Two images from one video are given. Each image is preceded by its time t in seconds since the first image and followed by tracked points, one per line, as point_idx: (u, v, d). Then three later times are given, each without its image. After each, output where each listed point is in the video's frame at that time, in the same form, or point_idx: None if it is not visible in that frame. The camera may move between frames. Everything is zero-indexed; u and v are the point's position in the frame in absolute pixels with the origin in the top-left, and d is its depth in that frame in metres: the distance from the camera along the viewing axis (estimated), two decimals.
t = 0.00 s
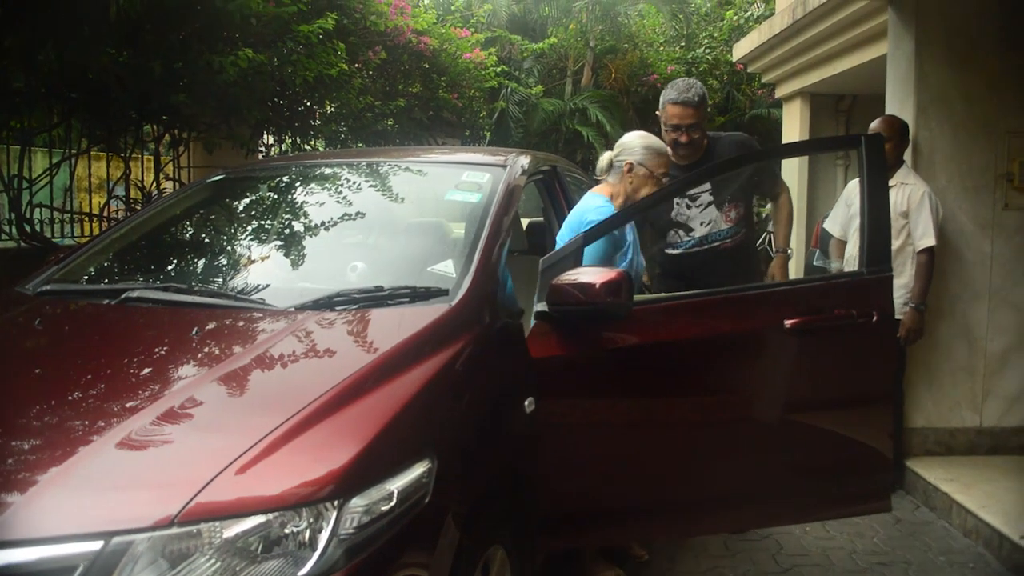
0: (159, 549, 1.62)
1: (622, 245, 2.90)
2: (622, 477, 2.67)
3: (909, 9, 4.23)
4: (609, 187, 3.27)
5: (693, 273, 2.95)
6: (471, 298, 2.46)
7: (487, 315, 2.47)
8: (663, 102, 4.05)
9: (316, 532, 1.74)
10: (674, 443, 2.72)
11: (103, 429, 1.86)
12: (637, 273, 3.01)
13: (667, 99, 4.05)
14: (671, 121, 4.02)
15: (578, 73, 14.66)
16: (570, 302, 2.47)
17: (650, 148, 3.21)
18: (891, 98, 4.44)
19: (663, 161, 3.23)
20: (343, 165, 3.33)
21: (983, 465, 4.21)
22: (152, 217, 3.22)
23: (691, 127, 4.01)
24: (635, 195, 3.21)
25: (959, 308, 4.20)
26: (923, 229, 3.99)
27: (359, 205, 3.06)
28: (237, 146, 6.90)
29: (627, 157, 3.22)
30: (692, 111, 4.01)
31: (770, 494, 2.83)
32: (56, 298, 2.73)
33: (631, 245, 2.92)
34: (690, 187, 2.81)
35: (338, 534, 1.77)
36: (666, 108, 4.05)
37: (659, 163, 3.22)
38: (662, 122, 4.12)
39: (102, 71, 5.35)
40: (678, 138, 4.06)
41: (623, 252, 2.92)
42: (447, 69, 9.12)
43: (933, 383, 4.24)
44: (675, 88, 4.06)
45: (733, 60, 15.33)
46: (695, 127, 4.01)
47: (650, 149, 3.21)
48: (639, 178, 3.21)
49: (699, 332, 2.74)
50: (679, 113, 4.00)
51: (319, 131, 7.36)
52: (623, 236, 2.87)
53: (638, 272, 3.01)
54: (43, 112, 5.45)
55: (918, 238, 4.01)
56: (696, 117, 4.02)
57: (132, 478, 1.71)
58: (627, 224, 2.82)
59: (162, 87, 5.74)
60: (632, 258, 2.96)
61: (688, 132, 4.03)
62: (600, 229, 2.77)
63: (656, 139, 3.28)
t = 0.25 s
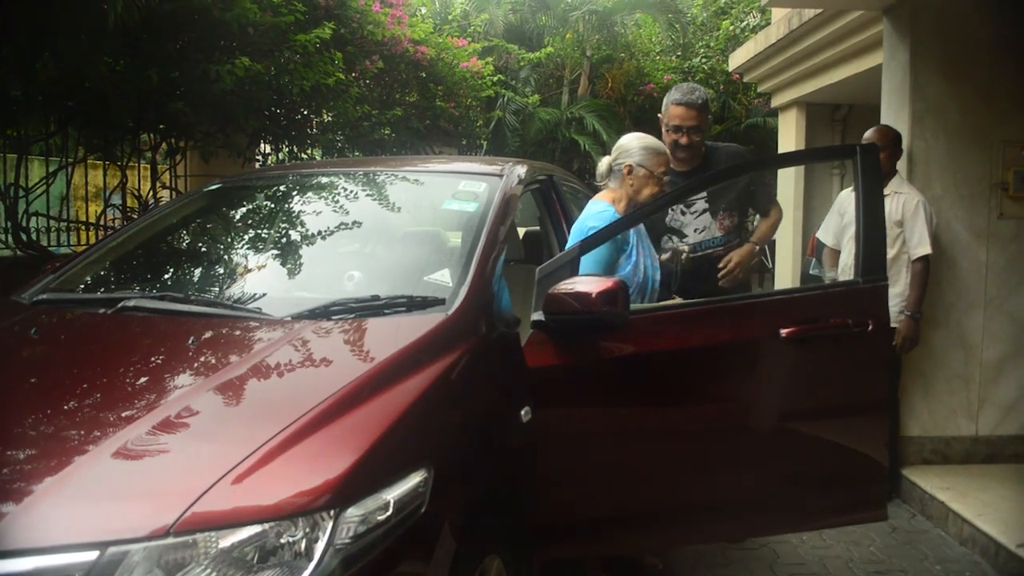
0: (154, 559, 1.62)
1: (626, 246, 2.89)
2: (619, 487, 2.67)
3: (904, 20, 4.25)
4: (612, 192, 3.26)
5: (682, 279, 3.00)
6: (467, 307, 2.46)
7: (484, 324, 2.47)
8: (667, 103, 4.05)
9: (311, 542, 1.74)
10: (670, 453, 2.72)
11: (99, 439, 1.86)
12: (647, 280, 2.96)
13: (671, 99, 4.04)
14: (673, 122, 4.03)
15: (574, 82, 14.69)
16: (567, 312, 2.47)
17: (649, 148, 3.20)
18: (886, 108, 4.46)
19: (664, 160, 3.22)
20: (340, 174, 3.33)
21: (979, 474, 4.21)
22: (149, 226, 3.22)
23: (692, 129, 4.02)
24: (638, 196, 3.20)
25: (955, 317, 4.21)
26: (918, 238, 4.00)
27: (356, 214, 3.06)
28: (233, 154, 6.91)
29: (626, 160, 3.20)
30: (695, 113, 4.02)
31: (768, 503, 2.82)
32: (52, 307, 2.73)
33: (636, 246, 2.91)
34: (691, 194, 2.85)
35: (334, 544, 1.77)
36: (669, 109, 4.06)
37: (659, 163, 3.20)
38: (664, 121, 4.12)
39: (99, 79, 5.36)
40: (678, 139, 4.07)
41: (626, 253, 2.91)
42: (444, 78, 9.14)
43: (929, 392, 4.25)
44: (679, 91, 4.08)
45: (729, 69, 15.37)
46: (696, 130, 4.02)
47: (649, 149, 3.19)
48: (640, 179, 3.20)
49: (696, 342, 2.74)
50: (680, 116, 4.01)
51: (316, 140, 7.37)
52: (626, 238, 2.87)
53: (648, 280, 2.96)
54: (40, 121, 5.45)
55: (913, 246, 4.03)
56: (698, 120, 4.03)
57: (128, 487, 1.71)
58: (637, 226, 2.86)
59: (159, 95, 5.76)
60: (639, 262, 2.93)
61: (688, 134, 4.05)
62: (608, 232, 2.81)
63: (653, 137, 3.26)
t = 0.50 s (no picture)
0: (145, 564, 1.61)
1: (643, 244, 2.90)
2: (610, 490, 2.67)
3: (894, 24, 4.27)
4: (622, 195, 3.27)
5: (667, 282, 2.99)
6: (459, 311, 2.46)
7: (475, 328, 2.47)
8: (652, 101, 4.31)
9: (302, 547, 1.74)
10: (662, 455, 2.72)
11: (89, 443, 1.85)
12: (665, 282, 2.93)
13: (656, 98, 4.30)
14: (659, 119, 4.28)
15: (567, 86, 14.68)
16: (558, 315, 2.47)
17: (656, 150, 3.23)
18: (877, 112, 4.48)
19: (671, 162, 3.25)
20: (332, 178, 3.33)
21: (970, 475, 4.22)
22: (140, 230, 3.21)
23: (677, 125, 4.29)
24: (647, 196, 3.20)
25: (945, 320, 4.23)
26: (908, 241, 4.02)
27: (348, 218, 3.06)
28: (225, 158, 6.90)
29: (634, 162, 3.24)
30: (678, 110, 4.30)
31: (759, 505, 2.83)
32: (43, 312, 2.72)
33: (653, 245, 2.91)
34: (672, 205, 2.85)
35: (325, 549, 1.76)
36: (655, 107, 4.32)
37: (666, 163, 3.24)
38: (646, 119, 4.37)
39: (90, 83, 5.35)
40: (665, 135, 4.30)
41: (645, 253, 2.91)
42: (436, 82, 9.14)
43: (920, 394, 4.26)
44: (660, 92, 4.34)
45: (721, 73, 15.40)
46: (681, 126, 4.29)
47: (656, 151, 3.23)
48: (648, 180, 3.22)
49: (687, 345, 2.74)
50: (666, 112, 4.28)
51: (308, 144, 7.36)
52: (642, 235, 2.89)
53: (666, 282, 2.93)
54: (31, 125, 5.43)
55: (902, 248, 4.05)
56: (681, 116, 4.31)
57: (118, 492, 1.70)
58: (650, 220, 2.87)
59: (151, 99, 5.75)
60: (657, 262, 2.92)
61: (674, 130, 4.30)
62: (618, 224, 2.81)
63: (660, 141, 3.31)
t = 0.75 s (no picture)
0: (129, 570, 1.60)
1: (654, 241, 2.94)
2: (598, 492, 2.67)
3: (880, 27, 4.29)
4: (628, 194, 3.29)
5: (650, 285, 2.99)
6: (446, 314, 2.46)
7: (463, 331, 2.47)
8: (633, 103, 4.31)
9: (289, 552, 1.73)
10: (649, 458, 2.73)
11: (75, 449, 1.84)
12: (676, 278, 2.97)
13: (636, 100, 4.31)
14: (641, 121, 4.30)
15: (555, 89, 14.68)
16: (546, 318, 2.47)
17: (658, 148, 3.26)
18: (862, 115, 4.50)
19: (674, 159, 3.28)
20: (319, 181, 3.32)
21: (956, 476, 4.24)
22: (126, 234, 3.20)
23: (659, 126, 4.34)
24: (650, 193, 3.21)
25: (931, 322, 4.25)
26: (892, 241, 4.05)
27: (336, 221, 3.06)
28: (212, 162, 6.88)
29: (637, 162, 3.28)
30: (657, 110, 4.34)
31: (747, 507, 2.83)
32: (28, 316, 2.70)
33: (664, 242, 2.94)
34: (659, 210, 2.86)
35: (311, 554, 1.76)
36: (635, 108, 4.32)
37: (668, 161, 3.25)
38: (626, 121, 4.37)
39: (76, 87, 5.33)
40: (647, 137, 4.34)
41: (656, 249, 2.94)
42: (424, 85, 9.13)
43: (907, 395, 4.28)
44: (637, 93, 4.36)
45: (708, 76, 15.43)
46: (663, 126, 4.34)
47: (657, 150, 3.26)
48: (651, 179, 3.24)
49: (675, 348, 2.75)
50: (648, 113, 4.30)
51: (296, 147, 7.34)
52: (653, 231, 2.92)
53: (678, 278, 2.97)
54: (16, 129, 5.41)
55: (887, 249, 4.08)
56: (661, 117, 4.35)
57: (104, 498, 1.69)
58: (656, 216, 2.89)
59: (137, 103, 5.73)
60: (669, 258, 2.95)
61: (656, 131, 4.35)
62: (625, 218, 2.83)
63: (662, 141, 3.34)
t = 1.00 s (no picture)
0: None
1: (657, 243, 2.97)
2: (581, 494, 2.67)
3: (862, 30, 4.31)
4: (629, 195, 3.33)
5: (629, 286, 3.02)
6: (428, 317, 2.45)
7: (445, 334, 2.46)
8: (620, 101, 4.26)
9: (270, 556, 1.72)
10: (633, 461, 2.72)
11: (55, 453, 1.82)
12: (678, 280, 2.99)
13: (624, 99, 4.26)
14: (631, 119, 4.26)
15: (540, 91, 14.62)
16: (528, 321, 2.47)
17: (662, 151, 3.27)
18: (845, 118, 4.52)
19: (678, 162, 3.28)
20: (302, 183, 3.31)
21: (938, 477, 4.27)
22: (107, 235, 3.17)
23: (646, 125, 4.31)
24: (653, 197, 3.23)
25: (913, 323, 4.28)
26: (869, 241, 4.09)
27: (319, 223, 3.04)
28: (195, 163, 6.84)
29: (640, 166, 3.29)
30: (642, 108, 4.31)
31: (730, 509, 2.83)
32: (7, 319, 2.67)
33: (666, 245, 2.98)
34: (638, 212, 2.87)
35: (292, 558, 1.74)
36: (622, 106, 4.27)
37: (671, 164, 3.25)
38: (612, 119, 4.32)
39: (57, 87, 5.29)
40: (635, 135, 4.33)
41: (659, 252, 2.97)
42: (408, 87, 9.10)
43: (889, 397, 4.31)
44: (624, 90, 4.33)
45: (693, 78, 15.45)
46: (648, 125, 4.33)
47: (660, 153, 3.26)
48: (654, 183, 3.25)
49: (657, 350, 2.75)
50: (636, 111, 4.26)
51: (279, 149, 7.32)
52: (656, 233, 2.95)
53: (679, 280, 2.99)
54: None
55: (864, 250, 4.11)
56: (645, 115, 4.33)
57: (83, 503, 1.67)
58: (661, 218, 2.93)
59: (119, 103, 5.68)
60: (671, 261, 2.99)
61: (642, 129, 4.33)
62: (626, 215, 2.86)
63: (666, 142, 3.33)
